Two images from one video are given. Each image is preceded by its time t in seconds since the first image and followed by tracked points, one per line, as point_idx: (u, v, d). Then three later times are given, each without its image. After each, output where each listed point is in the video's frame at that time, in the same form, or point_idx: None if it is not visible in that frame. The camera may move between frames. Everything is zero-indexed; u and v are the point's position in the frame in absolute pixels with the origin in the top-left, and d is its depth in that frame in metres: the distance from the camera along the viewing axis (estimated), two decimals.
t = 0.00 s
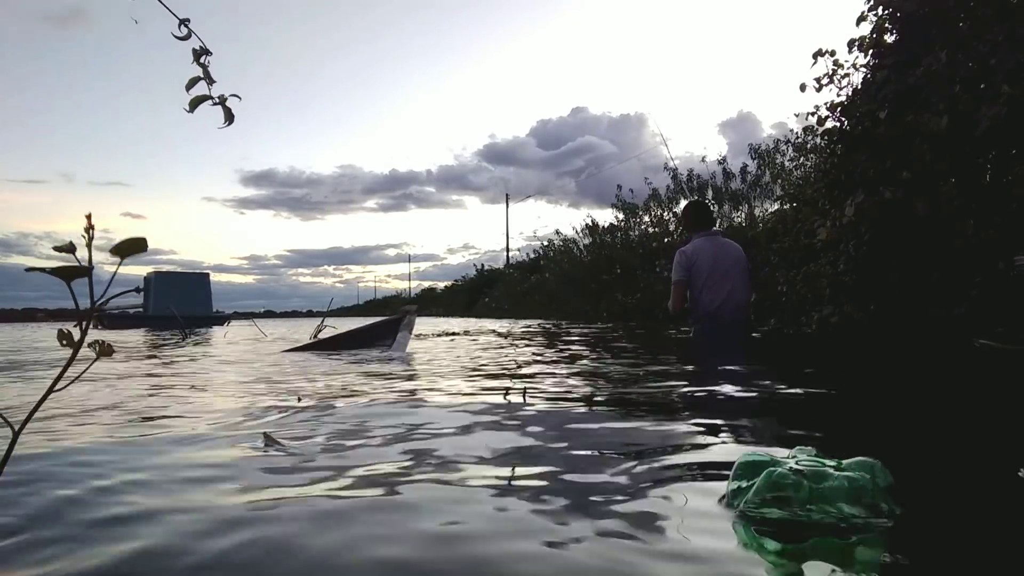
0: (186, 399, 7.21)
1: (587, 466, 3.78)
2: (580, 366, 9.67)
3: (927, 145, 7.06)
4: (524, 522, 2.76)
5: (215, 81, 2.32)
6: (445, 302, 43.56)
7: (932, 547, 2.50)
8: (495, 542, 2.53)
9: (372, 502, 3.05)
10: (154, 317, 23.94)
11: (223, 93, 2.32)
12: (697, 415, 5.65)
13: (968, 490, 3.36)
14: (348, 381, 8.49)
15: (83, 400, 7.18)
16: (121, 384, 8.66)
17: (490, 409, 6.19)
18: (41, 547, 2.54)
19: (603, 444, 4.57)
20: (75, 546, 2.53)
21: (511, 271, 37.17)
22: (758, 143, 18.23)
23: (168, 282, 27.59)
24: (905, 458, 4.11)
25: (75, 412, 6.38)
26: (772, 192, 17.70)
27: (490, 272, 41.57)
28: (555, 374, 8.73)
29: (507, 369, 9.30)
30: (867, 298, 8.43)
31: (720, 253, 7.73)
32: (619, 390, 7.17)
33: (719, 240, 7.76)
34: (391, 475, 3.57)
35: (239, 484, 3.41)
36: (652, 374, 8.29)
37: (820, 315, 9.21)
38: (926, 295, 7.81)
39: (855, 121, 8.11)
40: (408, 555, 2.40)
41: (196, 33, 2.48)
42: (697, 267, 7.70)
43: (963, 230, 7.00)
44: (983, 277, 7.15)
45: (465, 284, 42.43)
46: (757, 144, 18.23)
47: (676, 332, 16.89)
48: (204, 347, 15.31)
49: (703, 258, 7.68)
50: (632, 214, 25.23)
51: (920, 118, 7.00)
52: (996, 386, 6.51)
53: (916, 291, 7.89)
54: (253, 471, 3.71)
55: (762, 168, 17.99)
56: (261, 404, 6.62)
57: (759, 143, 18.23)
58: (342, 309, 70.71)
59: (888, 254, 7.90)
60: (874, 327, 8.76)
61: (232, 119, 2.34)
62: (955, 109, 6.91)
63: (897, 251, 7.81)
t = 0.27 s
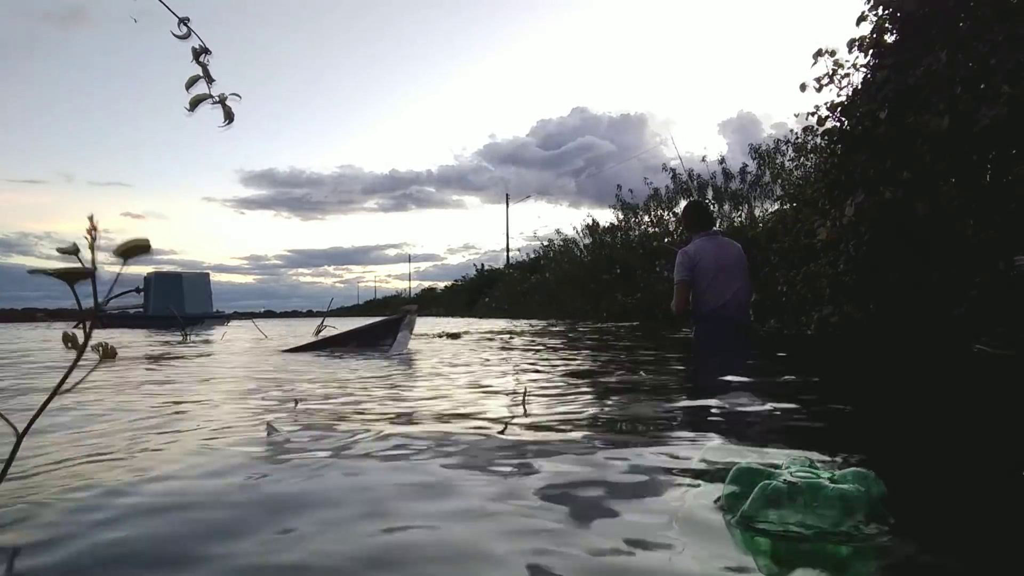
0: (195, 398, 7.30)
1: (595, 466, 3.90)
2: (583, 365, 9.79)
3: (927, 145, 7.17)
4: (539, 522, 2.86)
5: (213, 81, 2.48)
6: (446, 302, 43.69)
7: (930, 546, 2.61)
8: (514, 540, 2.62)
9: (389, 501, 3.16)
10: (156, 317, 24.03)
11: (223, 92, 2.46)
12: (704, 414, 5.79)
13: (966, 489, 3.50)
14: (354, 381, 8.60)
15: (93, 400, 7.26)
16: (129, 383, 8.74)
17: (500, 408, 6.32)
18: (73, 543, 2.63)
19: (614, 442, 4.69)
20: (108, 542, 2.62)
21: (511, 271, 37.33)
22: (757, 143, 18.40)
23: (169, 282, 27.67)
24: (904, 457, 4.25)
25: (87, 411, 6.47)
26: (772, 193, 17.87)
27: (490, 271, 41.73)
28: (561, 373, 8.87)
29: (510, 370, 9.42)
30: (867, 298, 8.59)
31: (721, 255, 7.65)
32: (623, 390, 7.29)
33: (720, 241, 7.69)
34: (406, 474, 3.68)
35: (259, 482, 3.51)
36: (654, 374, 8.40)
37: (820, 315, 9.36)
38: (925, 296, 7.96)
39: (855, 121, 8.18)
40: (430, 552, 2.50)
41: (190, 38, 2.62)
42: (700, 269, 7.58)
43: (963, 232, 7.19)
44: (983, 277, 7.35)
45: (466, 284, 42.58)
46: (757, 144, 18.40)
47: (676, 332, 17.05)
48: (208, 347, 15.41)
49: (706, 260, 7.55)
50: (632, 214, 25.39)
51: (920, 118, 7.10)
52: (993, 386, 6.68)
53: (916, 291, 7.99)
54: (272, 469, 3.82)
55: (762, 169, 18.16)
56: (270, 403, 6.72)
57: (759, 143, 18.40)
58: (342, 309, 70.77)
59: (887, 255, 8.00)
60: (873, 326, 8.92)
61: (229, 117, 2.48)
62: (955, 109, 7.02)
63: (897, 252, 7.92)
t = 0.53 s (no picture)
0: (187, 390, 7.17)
1: (589, 455, 3.76)
2: (580, 362, 9.62)
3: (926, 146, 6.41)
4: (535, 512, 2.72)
5: (213, 79, 2.34)
6: (446, 301, 43.53)
7: (924, 538, 2.43)
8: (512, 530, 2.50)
9: (376, 492, 3.03)
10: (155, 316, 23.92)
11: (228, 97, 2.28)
12: (702, 406, 5.54)
13: (961, 480, 3.24)
14: (349, 375, 8.46)
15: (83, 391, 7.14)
16: (123, 376, 8.63)
17: (499, 401, 6.12)
18: (43, 534, 2.51)
19: (617, 432, 4.49)
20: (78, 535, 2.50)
21: (511, 270, 37.15)
22: (758, 143, 18.19)
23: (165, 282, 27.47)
24: (895, 448, 3.95)
25: (77, 402, 6.36)
26: (773, 192, 17.68)
27: (490, 271, 41.54)
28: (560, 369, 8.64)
29: (507, 366, 9.27)
30: (867, 298, 7.90)
31: (721, 256, 6.69)
32: (621, 381, 7.16)
33: (717, 242, 6.74)
34: (394, 464, 3.56)
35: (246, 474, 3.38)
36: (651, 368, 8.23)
37: (820, 314, 8.68)
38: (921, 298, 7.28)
39: (855, 121, 7.41)
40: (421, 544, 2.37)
41: (186, 25, 2.47)
42: (697, 273, 6.61)
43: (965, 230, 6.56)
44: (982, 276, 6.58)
45: (466, 284, 42.41)
46: (758, 144, 18.20)
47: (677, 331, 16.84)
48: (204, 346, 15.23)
49: (704, 264, 6.59)
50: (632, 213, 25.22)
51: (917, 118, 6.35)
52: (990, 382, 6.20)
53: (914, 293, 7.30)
54: (257, 459, 3.69)
55: (762, 168, 17.96)
56: (262, 395, 6.59)
57: (760, 143, 18.19)
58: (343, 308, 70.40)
59: (888, 255, 7.30)
60: (874, 326, 8.26)
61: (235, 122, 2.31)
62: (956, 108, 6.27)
63: (898, 253, 7.21)
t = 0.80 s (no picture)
0: (188, 390, 7.17)
1: (591, 454, 3.76)
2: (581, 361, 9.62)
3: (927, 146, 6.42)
4: (543, 511, 2.72)
5: (213, 76, 2.33)
6: (446, 302, 43.53)
7: (923, 538, 2.43)
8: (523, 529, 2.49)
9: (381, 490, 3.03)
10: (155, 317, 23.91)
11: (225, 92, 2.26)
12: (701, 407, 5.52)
13: (962, 480, 3.25)
14: (350, 375, 8.46)
15: (84, 391, 7.14)
16: (124, 376, 8.63)
17: (498, 400, 6.10)
18: (47, 533, 2.51)
19: (616, 432, 4.46)
20: (83, 534, 2.49)
21: (511, 270, 37.14)
22: (758, 143, 18.19)
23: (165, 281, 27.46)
24: (896, 448, 3.93)
25: (79, 401, 6.36)
26: (773, 192, 17.71)
27: (490, 271, 41.54)
28: (558, 369, 8.62)
29: (508, 366, 9.28)
30: (867, 298, 7.90)
31: (721, 257, 6.69)
32: (623, 381, 7.16)
33: (718, 243, 6.75)
34: (397, 464, 3.56)
35: (250, 473, 3.38)
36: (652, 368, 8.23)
37: (820, 315, 8.71)
38: (924, 298, 7.27)
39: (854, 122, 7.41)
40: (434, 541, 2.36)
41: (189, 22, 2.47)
42: (698, 273, 6.62)
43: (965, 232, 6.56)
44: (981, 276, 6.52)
45: (465, 283, 42.40)
46: (758, 144, 18.19)
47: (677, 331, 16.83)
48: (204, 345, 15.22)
49: (705, 264, 6.60)
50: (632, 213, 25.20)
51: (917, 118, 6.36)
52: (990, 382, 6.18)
53: (915, 293, 7.31)
54: (259, 460, 3.69)
55: (762, 168, 17.95)
56: (263, 395, 6.58)
57: (760, 143, 18.19)
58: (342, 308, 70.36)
59: (888, 256, 7.32)
60: (875, 327, 8.23)
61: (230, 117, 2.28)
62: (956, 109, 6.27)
63: (898, 254, 7.23)
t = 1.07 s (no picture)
0: (190, 390, 7.18)
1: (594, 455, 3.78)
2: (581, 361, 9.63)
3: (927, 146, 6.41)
4: (549, 514, 2.72)
5: (213, 75, 2.31)
6: (446, 302, 43.54)
7: (925, 540, 2.42)
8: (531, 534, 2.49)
9: (386, 493, 3.04)
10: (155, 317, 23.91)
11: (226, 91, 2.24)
12: (702, 408, 5.50)
13: (963, 480, 3.25)
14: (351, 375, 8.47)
15: (86, 391, 7.15)
16: (125, 376, 8.63)
17: (499, 401, 6.09)
18: (53, 536, 2.51)
19: (619, 433, 4.45)
20: (87, 536, 2.49)
21: (511, 270, 37.14)
22: (758, 143, 18.18)
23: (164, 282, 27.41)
24: (897, 448, 3.93)
25: (80, 401, 6.36)
26: (773, 192, 17.72)
27: (490, 271, 41.52)
28: (560, 368, 8.61)
29: (508, 366, 9.29)
30: (867, 297, 7.89)
31: (721, 257, 6.69)
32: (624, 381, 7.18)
33: (718, 244, 6.75)
34: (400, 465, 3.57)
35: (254, 475, 3.39)
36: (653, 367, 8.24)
37: (821, 315, 8.68)
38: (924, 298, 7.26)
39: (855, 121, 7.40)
40: (443, 547, 2.36)
41: (190, 17, 2.44)
42: (698, 274, 6.62)
43: (965, 232, 6.56)
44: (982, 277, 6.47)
45: (465, 283, 42.38)
46: (758, 144, 18.18)
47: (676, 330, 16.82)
48: (205, 346, 15.20)
49: (705, 264, 6.60)
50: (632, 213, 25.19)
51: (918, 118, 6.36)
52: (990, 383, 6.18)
53: (916, 292, 7.29)
54: (262, 461, 3.70)
55: (762, 168, 17.94)
56: (265, 395, 6.59)
57: (759, 143, 18.18)
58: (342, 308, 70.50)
59: (889, 255, 7.31)
60: (875, 328, 8.23)
61: (235, 118, 2.26)
62: (956, 109, 6.25)
63: (899, 253, 7.22)
